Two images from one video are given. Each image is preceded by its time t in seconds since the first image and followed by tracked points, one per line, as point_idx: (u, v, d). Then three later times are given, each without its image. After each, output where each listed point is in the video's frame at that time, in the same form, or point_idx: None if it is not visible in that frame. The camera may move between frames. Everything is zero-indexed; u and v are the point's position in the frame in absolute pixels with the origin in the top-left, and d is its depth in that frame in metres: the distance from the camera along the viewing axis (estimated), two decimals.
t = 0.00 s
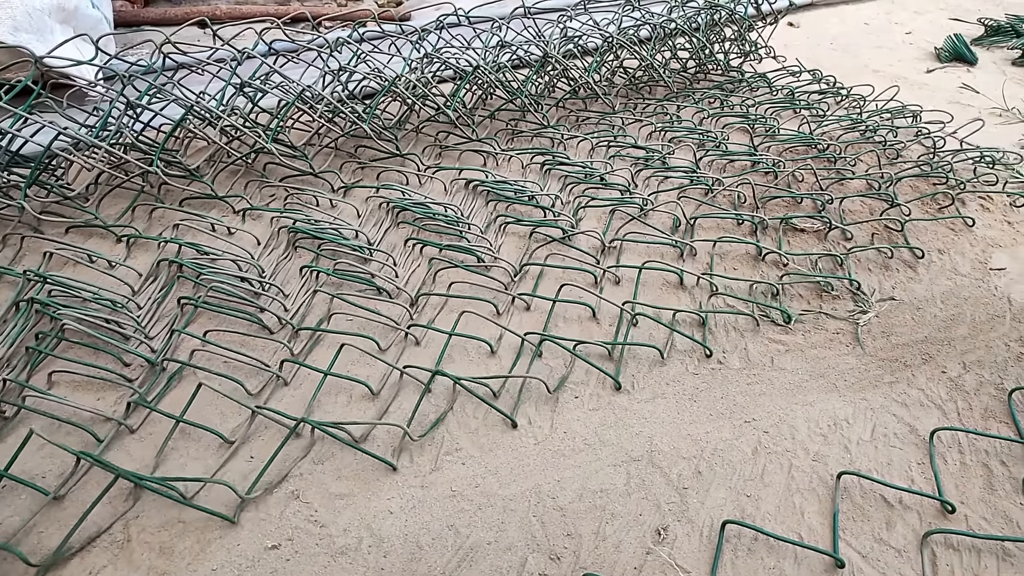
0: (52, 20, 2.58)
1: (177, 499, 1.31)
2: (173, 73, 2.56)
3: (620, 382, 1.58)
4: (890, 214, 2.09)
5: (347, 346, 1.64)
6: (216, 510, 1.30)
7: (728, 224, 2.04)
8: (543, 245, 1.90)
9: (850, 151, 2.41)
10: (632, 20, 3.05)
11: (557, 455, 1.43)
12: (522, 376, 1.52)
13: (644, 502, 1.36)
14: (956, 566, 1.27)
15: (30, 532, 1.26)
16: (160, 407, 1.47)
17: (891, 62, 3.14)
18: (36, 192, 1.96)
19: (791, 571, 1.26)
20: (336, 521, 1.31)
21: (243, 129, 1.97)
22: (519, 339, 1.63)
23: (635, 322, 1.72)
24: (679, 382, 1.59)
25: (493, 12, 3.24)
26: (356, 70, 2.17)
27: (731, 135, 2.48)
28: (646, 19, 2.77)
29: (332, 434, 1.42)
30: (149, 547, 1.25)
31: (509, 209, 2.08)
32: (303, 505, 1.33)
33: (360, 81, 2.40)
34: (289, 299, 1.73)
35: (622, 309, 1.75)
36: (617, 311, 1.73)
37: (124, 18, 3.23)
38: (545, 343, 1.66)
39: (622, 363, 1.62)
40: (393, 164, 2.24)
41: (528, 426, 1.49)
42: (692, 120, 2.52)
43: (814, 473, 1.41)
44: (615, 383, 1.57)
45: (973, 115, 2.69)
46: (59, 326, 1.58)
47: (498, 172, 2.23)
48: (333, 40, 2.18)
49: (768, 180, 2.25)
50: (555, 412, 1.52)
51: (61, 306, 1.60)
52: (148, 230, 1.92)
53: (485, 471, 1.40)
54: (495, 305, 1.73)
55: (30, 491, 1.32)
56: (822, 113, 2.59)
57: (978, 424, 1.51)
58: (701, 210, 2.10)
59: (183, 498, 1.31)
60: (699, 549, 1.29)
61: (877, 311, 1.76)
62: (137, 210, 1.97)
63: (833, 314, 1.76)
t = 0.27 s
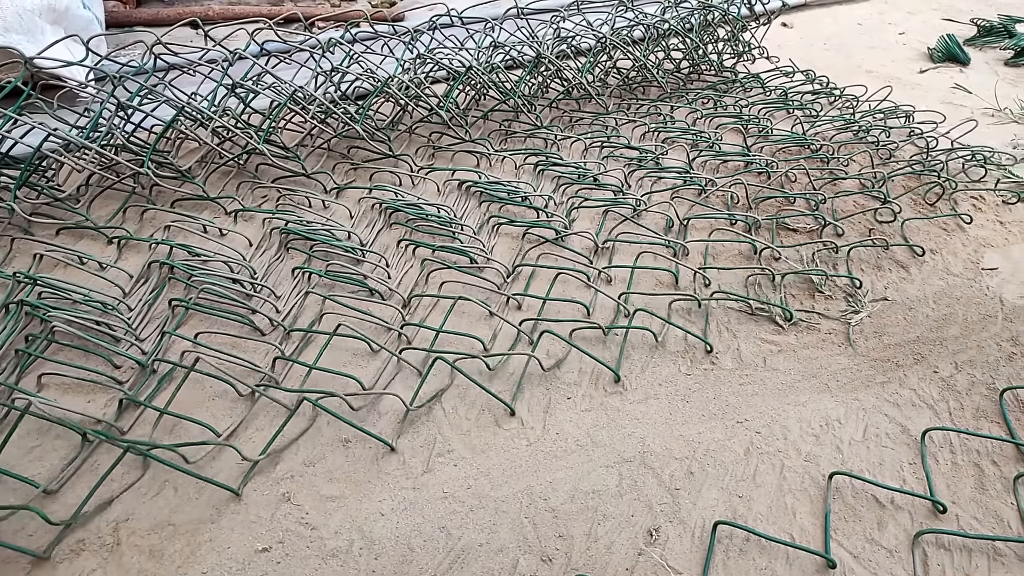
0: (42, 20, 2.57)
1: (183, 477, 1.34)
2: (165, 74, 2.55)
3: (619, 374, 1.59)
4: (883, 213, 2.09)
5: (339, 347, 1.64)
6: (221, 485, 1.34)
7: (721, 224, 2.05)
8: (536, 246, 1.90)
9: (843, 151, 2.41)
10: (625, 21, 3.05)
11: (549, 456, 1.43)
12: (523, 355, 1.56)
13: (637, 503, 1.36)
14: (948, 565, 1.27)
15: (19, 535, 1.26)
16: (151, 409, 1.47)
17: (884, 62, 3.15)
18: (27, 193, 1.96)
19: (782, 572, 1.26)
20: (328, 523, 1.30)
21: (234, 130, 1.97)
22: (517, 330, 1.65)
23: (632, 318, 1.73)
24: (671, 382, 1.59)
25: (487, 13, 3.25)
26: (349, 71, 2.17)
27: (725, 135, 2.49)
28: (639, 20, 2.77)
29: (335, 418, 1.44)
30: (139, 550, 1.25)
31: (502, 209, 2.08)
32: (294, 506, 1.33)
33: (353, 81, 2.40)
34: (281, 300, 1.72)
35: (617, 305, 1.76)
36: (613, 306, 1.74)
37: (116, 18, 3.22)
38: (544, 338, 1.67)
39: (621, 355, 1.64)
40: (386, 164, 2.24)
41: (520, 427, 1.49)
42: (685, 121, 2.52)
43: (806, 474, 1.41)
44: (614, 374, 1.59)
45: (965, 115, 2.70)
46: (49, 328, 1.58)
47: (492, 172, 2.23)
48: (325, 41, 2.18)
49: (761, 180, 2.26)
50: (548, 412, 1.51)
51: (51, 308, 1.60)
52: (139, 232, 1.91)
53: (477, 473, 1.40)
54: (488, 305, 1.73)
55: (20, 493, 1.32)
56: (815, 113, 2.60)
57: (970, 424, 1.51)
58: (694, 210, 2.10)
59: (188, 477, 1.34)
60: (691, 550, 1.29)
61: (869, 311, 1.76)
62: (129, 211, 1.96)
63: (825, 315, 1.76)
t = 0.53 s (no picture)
0: (31, 20, 2.55)
1: (172, 483, 1.33)
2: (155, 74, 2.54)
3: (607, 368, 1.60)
4: (874, 213, 2.10)
5: (330, 349, 1.63)
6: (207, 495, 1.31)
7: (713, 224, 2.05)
8: (527, 246, 1.90)
9: (834, 151, 2.42)
10: (617, 21, 3.05)
11: (540, 457, 1.43)
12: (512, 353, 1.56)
13: (628, 504, 1.36)
14: (938, 565, 1.28)
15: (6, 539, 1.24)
16: (139, 412, 1.46)
17: (875, 62, 3.15)
18: (14, 194, 1.94)
19: (773, 572, 1.26)
20: (318, 525, 1.30)
21: (224, 130, 1.96)
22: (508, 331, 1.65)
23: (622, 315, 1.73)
24: (663, 382, 1.59)
25: (479, 14, 3.25)
26: (340, 71, 2.17)
27: (717, 135, 2.49)
28: (632, 20, 2.77)
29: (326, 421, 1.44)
30: (128, 553, 1.24)
31: (494, 210, 2.07)
32: (285, 509, 1.32)
33: (344, 82, 2.39)
34: (271, 301, 1.72)
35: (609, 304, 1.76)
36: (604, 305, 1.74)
37: (106, 18, 3.21)
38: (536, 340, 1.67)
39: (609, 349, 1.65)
40: (377, 165, 2.24)
41: (512, 427, 1.48)
42: (677, 121, 2.52)
43: (797, 474, 1.41)
44: (601, 369, 1.60)
45: (956, 115, 2.71)
46: (37, 330, 1.57)
47: (483, 173, 2.23)
48: (316, 41, 2.18)
49: (753, 180, 2.26)
50: (539, 413, 1.51)
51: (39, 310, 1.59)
52: (129, 233, 1.90)
53: (468, 474, 1.39)
54: (480, 306, 1.73)
55: (7, 496, 1.31)
56: (807, 113, 2.60)
57: (960, 423, 1.51)
58: (686, 210, 2.10)
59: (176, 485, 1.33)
60: (683, 551, 1.29)
61: (861, 311, 1.77)
62: (118, 212, 1.96)
63: (816, 314, 1.76)
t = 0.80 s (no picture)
0: (25, 20, 2.55)
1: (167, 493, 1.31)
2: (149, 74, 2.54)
3: (610, 381, 1.58)
4: (869, 213, 2.11)
5: (326, 350, 1.62)
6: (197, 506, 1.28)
7: (709, 224, 2.05)
8: (523, 246, 1.89)
9: (829, 151, 2.42)
10: (613, 21, 3.05)
11: (536, 457, 1.43)
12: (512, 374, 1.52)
13: (624, 504, 1.35)
14: (933, 564, 1.28)
15: None
16: (134, 413, 1.45)
17: (871, 62, 3.16)
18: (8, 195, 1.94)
19: (769, 572, 1.26)
20: (313, 526, 1.29)
21: (220, 130, 1.96)
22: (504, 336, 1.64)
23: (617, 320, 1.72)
24: (659, 382, 1.59)
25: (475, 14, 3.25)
26: (336, 71, 2.17)
27: (713, 136, 2.49)
28: (627, 20, 2.78)
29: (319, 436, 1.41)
30: (123, 555, 1.23)
31: (490, 210, 2.07)
32: (280, 510, 1.32)
33: (340, 82, 2.39)
34: (267, 302, 1.71)
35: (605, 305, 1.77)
36: (601, 307, 1.74)
37: (100, 18, 3.20)
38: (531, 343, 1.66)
39: (610, 361, 1.63)
40: (373, 165, 2.23)
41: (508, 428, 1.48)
42: (673, 121, 2.53)
43: (793, 473, 1.42)
44: (605, 382, 1.57)
45: (951, 115, 2.72)
46: (31, 331, 1.56)
47: (479, 173, 2.23)
48: (312, 41, 2.18)
49: (749, 180, 2.26)
50: (535, 413, 1.51)
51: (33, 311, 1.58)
52: (124, 234, 1.90)
53: (464, 475, 1.39)
54: (476, 307, 1.73)
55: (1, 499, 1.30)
56: (802, 114, 2.61)
57: (955, 422, 1.52)
58: (682, 210, 2.10)
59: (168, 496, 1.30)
60: (679, 551, 1.29)
61: (856, 311, 1.77)
62: (113, 213, 1.95)
63: (812, 314, 1.76)
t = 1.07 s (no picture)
0: (21, 18, 2.54)
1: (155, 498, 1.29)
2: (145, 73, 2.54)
3: (605, 387, 1.56)
4: (865, 212, 2.11)
5: (322, 349, 1.62)
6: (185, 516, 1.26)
7: (706, 223, 2.05)
8: (520, 246, 1.89)
9: (826, 150, 2.43)
10: (610, 20, 3.05)
11: (533, 456, 1.43)
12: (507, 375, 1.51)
13: (620, 503, 1.35)
14: (929, 562, 1.28)
15: None
16: (130, 413, 1.45)
17: (868, 62, 3.17)
18: (4, 193, 1.94)
19: (765, 571, 1.26)
20: (310, 526, 1.29)
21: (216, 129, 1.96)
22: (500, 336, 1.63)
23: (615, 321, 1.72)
24: (656, 381, 1.59)
25: (472, 13, 3.25)
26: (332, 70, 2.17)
27: (710, 135, 2.50)
28: (624, 19, 2.78)
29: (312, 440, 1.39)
30: (119, 554, 1.23)
31: (486, 209, 2.07)
32: (276, 509, 1.31)
33: (337, 80, 2.39)
34: (263, 301, 1.71)
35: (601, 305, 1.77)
36: (597, 306, 1.74)
37: (96, 16, 3.19)
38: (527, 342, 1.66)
39: (607, 366, 1.61)
40: (370, 164, 2.23)
41: (505, 427, 1.48)
42: (670, 120, 2.53)
43: (789, 472, 1.42)
44: (600, 389, 1.55)
45: (948, 115, 2.72)
46: (27, 330, 1.56)
47: (477, 172, 2.23)
48: (308, 39, 2.18)
49: (746, 179, 2.26)
50: (532, 413, 1.51)
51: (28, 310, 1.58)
52: (120, 232, 1.90)
53: (460, 473, 1.39)
54: (473, 306, 1.73)
55: None
56: (799, 113, 2.61)
57: (951, 421, 1.52)
58: (678, 210, 2.10)
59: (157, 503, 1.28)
60: (675, 550, 1.29)
61: (852, 310, 1.77)
62: (109, 212, 1.95)
63: (808, 313, 1.77)
